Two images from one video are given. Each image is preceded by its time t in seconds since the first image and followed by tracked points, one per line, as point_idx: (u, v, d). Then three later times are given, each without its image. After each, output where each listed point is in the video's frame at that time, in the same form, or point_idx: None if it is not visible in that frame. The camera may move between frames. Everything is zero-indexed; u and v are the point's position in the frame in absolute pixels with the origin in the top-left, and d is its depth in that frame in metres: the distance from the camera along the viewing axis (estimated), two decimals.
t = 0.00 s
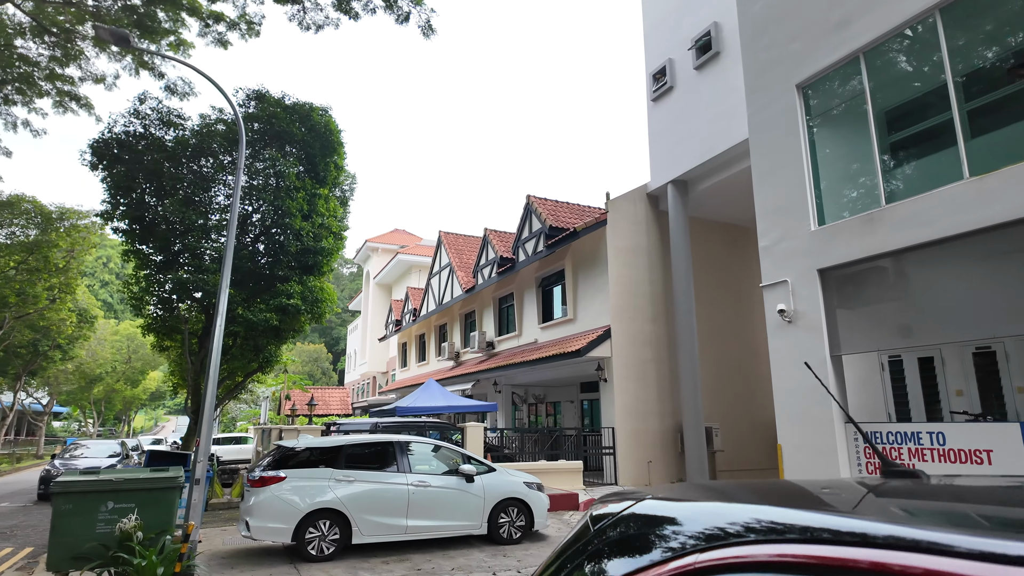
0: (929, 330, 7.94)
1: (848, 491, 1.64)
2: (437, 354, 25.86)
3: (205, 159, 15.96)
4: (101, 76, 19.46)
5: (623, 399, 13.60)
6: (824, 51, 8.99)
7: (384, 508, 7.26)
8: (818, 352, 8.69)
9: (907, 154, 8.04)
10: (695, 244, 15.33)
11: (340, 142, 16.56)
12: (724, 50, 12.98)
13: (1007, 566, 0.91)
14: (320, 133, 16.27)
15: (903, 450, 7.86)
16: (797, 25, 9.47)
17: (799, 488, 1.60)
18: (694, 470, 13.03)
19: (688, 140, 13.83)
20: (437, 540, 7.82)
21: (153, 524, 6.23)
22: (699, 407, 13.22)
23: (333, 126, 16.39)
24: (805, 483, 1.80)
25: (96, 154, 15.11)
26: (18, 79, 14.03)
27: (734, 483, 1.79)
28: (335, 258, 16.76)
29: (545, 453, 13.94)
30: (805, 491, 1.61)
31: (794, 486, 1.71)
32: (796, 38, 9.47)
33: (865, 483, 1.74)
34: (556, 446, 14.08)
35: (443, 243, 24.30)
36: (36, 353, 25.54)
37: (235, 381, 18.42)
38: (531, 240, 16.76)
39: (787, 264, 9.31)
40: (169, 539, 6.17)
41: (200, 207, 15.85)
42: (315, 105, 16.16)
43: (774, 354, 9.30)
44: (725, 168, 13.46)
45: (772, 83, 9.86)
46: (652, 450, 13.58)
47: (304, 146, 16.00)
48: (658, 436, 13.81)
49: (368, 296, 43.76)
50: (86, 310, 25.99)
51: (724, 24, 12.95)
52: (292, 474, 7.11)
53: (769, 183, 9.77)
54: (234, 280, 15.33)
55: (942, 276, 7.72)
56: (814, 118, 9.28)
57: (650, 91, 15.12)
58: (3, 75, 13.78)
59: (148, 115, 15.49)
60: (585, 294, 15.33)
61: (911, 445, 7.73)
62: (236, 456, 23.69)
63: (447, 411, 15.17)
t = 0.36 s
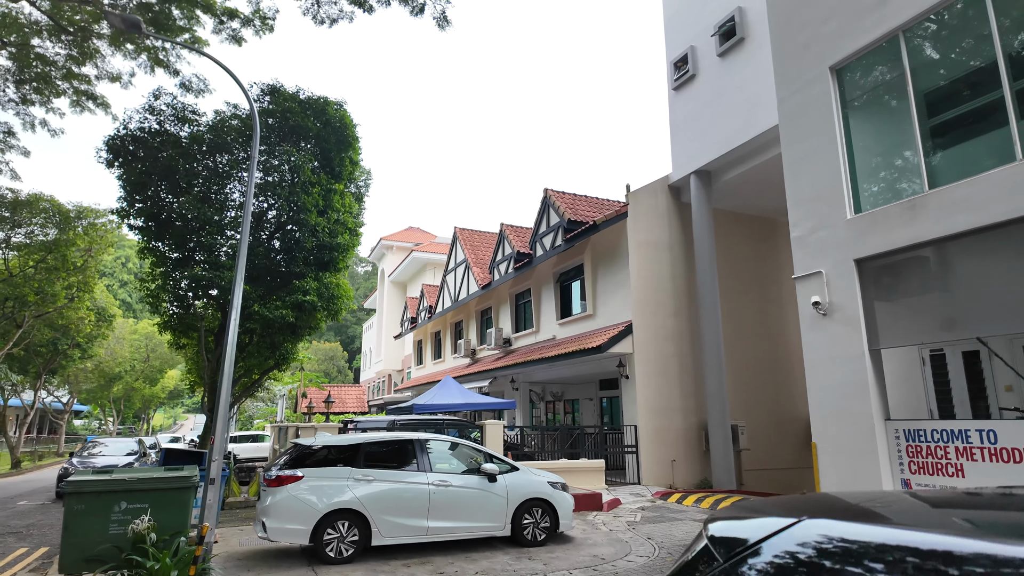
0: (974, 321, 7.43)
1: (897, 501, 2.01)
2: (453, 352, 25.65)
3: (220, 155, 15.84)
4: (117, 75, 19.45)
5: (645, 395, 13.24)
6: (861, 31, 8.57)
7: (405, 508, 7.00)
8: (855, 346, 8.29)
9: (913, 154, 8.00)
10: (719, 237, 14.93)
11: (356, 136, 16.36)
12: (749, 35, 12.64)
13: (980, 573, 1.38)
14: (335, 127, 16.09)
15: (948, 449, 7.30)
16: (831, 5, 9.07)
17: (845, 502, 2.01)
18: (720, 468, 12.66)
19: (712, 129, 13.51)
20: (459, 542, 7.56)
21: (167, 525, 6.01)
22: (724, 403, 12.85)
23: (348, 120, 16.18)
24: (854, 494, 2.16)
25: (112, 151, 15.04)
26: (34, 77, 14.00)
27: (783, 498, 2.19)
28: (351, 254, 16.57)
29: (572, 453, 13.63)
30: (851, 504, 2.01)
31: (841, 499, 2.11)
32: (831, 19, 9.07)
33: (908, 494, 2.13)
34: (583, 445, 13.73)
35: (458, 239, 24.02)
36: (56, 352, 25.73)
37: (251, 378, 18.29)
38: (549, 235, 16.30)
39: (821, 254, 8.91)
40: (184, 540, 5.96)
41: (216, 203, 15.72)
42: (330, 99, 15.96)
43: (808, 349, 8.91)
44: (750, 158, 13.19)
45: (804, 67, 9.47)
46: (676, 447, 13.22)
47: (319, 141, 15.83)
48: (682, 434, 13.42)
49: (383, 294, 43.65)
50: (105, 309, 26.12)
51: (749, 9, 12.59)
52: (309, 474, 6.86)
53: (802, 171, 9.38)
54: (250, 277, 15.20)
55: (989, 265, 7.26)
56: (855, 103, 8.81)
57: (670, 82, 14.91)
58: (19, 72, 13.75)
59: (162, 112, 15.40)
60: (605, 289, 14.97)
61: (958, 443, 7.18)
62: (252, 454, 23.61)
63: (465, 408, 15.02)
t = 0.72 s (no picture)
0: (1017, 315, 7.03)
1: None
2: (464, 349, 25.39)
3: (229, 150, 15.62)
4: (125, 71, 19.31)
5: (664, 393, 12.88)
6: (895, 10, 8.14)
7: (421, 510, 6.71)
8: (890, 342, 7.90)
9: (930, 148, 7.82)
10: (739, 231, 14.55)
11: (366, 130, 16.09)
12: (771, 22, 12.31)
13: None
14: (345, 121, 15.84)
15: (990, 450, 6.92)
16: None
17: None
18: (743, 468, 12.30)
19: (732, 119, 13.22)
20: (477, 546, 7.26)
21: (174, 529, 5.75)
22: (746, 401, 12.49)
23: (358, 113, 15.92)
24: None
25: (120, 146, 14.85)
26: (43, 74, 13.83)
27: None
28: (361, 250, 16.32)
29: (588, 452, 13.36)
30: None
31: None
32: None
33: None
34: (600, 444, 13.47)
35: (469, 235, 23.71)
36: (67, 350, 25.71)
37: (261, 376, 18.09)
38: (562, 230, 15.96)
39: (853, 245, 8.51)
40: (191, 546, 5.69)
41: (225, 199, 15.51)
42: (340, 92, 15.69)
43: (840, 344, 8.53)
44: (770, 149, 12.96)
45: (833, 50, 9.04)
46: (697, 447, 12.85)
47: (329, 135, 15.58)
48: (701, 433, 13.06)
49: (393, 292, 43.45)
50: (115, 307, 26.05)
51: None
52: (322, 475, 6.59)
53: (831, 159, 8.98)
54: (260, 273, 14.98)
55: None
56: (891, 92, 8.34)
57: (688, 71, 14.62)
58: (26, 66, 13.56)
59: (171, 105, 15.19)
60: (622, 284, 14.61)
61: (1002, 444, 6.80)
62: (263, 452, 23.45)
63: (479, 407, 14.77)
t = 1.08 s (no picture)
0: None
1: None
2: (477, 346, 25.10)
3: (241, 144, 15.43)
4: (137, 67, 19.20)
5: (686, 389, 12.52)
6: None
7: (441, 510, 6.42)
8: (932, 333, 7.49)
9: (951, 142, 7.63)
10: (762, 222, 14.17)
11: (379, 122, 15.83)
12: (797, 4, 11.91)
13: None
14: (357, 112, 15.60)
15: None
16: None
17: None
18: (767, 467, 11.96)
19: (755, 106, 12.86)
20: (498, 547, 6.95)
21: (184, 529, 5.49)
22: (771, 396, 12.12)
23: (371, 105, 15.66)
24: None
25: (132, 140, 14.71)
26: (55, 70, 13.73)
27: None
28: (374, 244, 16.07)
29: (608, 450, 13.03)
30: None
31: None
32: None
33: None
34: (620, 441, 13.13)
35: (482, 230, 23.40)
36: (81, 347, 25.77)
37: (274, 372, 17.92)
38: (579, 222, 15.54)
39: (891, 231, 8.10)
40: (203, 546, 5.45)
41: (237, 194, 15.33)
42: (352, 83, 15.45)
43: (877, 336, 8.12)
44: (793, 139, 12.58)
45: (867, 28, 8.60)
46: (719, 445, 12.50)
47: (341, 127, 15.35)
48: (725, 429, 12.70)
49: (405, 289, 43.30)
50: (128, 304, 26.05)
51: None
52: (338, 472, 6.31)
53: (865, 143, 8.56)
54: (272, 269, 14.77)
55: None
56: (930, 76, 7.95)
57: (709, 57, 14.24)
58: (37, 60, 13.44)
59: (182, 98, 15.04)
60: (641, 277, 14.22)
61: None
62: (276, 450, 23.34)
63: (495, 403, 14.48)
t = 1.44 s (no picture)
0: None
1: None
2: (484, 342, 24.81)
3: (243, 136, 15.16)
4: (138, 59, 18.94)
5: (701, 384, 12.20)
6: None
7: (451, 510, 6.12)
8: (965, 326, 7.14)
9: (986, 124, 7.27)
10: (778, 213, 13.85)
11: (383, 112, 15.52)
12: None
13: None
14: (362, 103, 15.30)
15: None
16: None
17: None
18: (785, 464, 11.62)
19: (772, 93, 12.54)
20: (511, 549, 6.65)
21: (182, 531, 5.22)
22: (788, 392, 11.80)
23: (376, 94, 15.35)
24: None
25: (133, 132, 14.45)
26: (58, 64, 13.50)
27: None
28: (379, 238, 15.78)
29: (619, 448, 12.74)
30: None
31: None
32: None
33: None
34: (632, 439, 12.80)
35: (488, 224, 23.07)
36: (86, 343, 25.65)
37: (279, 368, 17.70)
38: (588, 214, 15.19)
39: (921, 219, 7.73)
40: (200, 550, 5.15)
41: (240, 187, 15.06)
42: (356, 73, 15.13)
43: (905, 330, 7.77)
44: (812, 126, 12.31)
45: (894, 7, 8.22)
46: (735, 442, 12.20)
47: (346, 118, 15.06)
48: (740, 426, 12.38)
49: (410, 285, 43.03)
50: (133, 300, 25.90)
51: None
52: (343, 471, 6.02)
53: (892, 127, 8.19)
54: (276, 263, 14.50)
55: None
56: (961, 54, 7.60)
57: (722, 44, 13.93)
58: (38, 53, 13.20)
59: (183, 89, 14.77)
60: (653, 270, 13.88)
61: None
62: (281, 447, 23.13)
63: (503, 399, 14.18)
